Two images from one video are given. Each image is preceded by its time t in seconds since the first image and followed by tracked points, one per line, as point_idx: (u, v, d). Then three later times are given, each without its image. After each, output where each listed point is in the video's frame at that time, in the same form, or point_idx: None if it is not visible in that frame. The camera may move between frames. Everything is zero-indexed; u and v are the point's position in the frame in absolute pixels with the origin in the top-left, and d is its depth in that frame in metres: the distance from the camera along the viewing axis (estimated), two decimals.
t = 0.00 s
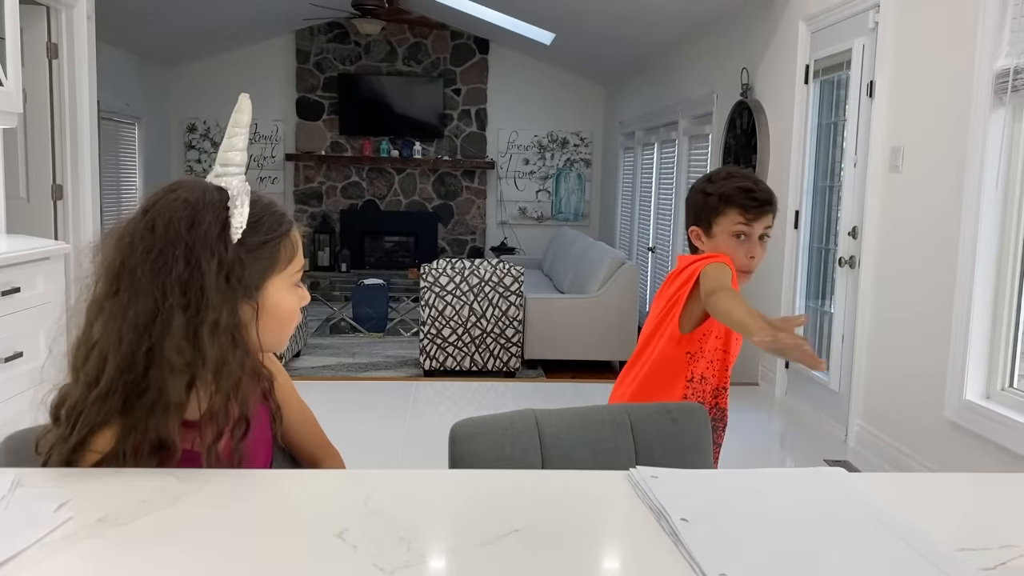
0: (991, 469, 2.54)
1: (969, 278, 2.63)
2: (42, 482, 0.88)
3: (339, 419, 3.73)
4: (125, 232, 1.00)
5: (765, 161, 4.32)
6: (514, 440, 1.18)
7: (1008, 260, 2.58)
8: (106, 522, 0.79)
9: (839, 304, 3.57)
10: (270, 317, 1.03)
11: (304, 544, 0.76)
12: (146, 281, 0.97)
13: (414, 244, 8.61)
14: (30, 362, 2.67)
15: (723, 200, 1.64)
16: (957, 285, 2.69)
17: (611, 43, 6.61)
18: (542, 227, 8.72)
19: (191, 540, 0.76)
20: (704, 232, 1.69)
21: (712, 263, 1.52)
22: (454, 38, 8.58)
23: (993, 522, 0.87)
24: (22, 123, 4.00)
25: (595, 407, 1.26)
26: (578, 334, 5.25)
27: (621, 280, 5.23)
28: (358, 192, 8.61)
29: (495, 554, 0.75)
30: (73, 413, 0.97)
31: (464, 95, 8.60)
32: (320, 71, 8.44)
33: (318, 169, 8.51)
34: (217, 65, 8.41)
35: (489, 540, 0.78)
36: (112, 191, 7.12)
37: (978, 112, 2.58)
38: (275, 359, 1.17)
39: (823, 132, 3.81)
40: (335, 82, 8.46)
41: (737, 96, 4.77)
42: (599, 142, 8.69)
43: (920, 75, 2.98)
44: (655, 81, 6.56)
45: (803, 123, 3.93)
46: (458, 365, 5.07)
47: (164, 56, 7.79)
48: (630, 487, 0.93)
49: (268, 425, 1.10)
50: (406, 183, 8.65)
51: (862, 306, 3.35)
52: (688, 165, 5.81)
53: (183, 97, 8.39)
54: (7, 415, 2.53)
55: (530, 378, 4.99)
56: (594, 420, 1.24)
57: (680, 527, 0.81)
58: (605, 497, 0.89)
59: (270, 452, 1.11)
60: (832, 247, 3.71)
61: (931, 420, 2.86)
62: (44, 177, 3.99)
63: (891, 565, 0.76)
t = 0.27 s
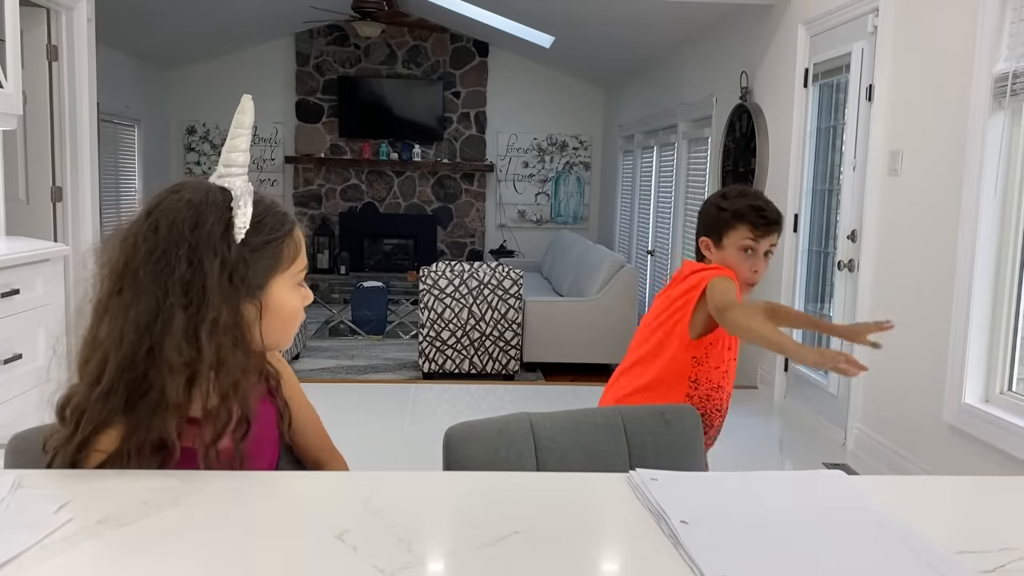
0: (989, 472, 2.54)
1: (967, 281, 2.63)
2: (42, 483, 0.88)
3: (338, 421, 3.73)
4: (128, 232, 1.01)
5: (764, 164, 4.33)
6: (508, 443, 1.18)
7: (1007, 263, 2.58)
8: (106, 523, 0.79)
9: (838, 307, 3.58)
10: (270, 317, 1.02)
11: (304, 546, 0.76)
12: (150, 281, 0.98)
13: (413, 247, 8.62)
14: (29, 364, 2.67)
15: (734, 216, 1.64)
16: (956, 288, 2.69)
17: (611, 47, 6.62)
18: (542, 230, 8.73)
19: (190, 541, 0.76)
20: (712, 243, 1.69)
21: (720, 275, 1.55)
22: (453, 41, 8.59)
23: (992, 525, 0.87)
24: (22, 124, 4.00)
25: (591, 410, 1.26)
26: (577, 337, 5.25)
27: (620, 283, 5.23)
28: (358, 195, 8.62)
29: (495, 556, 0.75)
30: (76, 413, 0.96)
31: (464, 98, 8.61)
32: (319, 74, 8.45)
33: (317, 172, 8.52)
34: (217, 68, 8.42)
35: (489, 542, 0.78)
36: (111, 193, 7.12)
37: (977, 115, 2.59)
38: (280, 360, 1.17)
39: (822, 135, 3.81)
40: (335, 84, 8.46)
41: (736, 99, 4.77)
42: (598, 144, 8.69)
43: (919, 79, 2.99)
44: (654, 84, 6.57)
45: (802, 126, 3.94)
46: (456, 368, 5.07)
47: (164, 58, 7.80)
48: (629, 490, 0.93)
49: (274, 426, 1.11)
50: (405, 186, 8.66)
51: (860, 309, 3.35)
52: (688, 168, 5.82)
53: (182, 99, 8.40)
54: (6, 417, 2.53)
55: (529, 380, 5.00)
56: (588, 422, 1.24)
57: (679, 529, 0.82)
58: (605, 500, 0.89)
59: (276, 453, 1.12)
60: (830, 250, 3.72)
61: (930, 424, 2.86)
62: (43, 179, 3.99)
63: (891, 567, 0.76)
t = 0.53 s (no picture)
0: (989, 474, 2.54)
1: (967, 283, 2.63)
2: (42, 484, 0.88)
3: (338, 422, 3.73)
4: (131, 232, 1.00)
5: (764, 166, 4.33)
6: (508, 445, 1.18)
7: (1008, 265, 2.58)
8: (106, 523, 0.79)
9: (838, 309, 3.57)
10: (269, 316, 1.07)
11: (303, 547, 0.76)
12: (155, 283, 0.97)
13: (413, 248, 8.63)
14: (29, 365, 2.67)
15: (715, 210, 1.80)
16: (956, 289, 2.69)
17: (611, 48, 6.62)
18: (541, 231, 8.72)
19: (188, 542, 0.76)
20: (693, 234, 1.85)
21: (697, 265, 1.69)
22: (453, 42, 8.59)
23: (993, 527, 0.87)
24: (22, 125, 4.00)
25: (591, 411, 1.26)
26: (576, 339, 5.25)
27: (619, 284, 5.23)
28: (357, 196, 8.63)
29: (494, 558, 0.75)
30: (78, 415, 0.96)
31: (464, 99, 8.61)
32: (319, 75, 8.45)
33: (317, 174, 8.52)
34: (217, 69, 8.42)
35: (489, 543, 0.78)
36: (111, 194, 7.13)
37: (978, 117, 2.58)
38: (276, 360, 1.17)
39: (822, 137, 3.81)
40: (335, 86, 8.46)
41: (737, 101, 4.77)
42: (598, 146, 8.69)
43: (919, 81, 2.99)
44: (654, 86, 6.57)
45: (802, 128, 3.94)
46: (456, 369, 5.07)
47: (164, 60, 7.80)
48: (629, 491, 0.93)
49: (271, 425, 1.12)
50: (405, 188, 8.66)
51: (859, 312, 3.35)
52: (688, 170, 5.82)
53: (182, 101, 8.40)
54: (6, 417, 2.53)
55: (529, 382, 5.00)
56: (588, 424, 1.24)
57: (679, 530, 0.81)
58: (605, 501, 0.89)
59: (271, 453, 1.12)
60: (830, 252, 3.72)
61: (930, 426, 2.85)
62: (43, 180, 3.99)
63: (891, 569, 0.76)
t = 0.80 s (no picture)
0: (989, 475, 2.54)
1: (968, 284, 2.63)
2: (42, 484, 0.88)
3: (338, 423, 3.73)
4: (134, 235, 0.99)
5: (764, 167, 4.33)
6: (508, 445, 1.18)
7: (1008, 266, 2.58)
8: (106, 523, 0.79)
9: (838, 311, 3.57)
10: (270, 320, 1.09)
11: (303, 547, 0.76)
12: (160, 288, 0.97)
13: (413, 249, 8.64)
14: (29, 365, 2.67)
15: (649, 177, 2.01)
16: (956, 290, 2.69)
17: (611, 49, 6.62)
18: (542, 232, 8.73)
19: (188, 542, 0.76)
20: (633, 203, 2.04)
21: (636, 232, 1.94)
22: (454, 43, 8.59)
23: (990, 526, 0.87)
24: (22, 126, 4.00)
25: (590, 412, 1.26)
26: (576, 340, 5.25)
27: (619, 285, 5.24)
28: (358, 197, 8.63)
29: (495, 558, 0.75)
30: (76, 417, 0.96)
31: (464, 100, 8.61)
32: (320, 76, 8.45)
33: (317, 175, 8.52)
34: (217, 70, 8.42)
35: (489, 544, 0.78)
36: (112, 195, 7.13)
37: (978, 118, 2.58)
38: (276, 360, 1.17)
39: (822, 138, 3.81)
40: (335, 87, 8.47)
41: (737, 102, 4.77)
42: (599, 147, 8.69)
43: (919, 83, 2.99)
44: (654, 87, 6.57)
45: (802, 129, 3.94)
46: (456, 370, 5.07)
47: (164, 60, 7.80)
48: (629, 492, 0.93)
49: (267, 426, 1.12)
50: (405, 189, 8.67)
51: (859, 313, 3.35)
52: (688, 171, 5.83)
53: (183, 102, 8.40)
54: (6, 418, 2.53)
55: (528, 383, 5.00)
56: (588, 425, 1.24)
57: (679, 531, 0.81)
58: (605, 502, 0.89)
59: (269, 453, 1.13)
60: (830, 253, 3.72)
61: (931, 427, 2.85)
62: (44, 181, 3.99)
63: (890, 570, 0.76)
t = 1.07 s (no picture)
0: (988, 475, 2.54)
1: (967, 285, 2.64)
2: (45, 485, 0.88)
3: (338, 424, 3.74)
4: (141, 236, 1.00)
5: (764, 168, 4.33)
6: (508, 447, 1.18)
7: (1008, 267, 2.58)
8: (107, 524, 0.79)
9: (838, 312, 3.57)
10: (275, 320, 1.09)
11: (305, 549, 0.76)
12: (167, 288, 0.98)
13: (414, 250, 8.65)
14: (30, 366, 2.67)
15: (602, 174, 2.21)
16: (956, 291, 2.69)
17: (611, 50, 6.62)
18: (542, 233, 8.73)
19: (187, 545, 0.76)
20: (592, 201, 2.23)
21: (584, 236, 2.14)
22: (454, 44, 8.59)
23: (989, 526, 0.88)
24: (22, 127, 4.00)
25: (590, 413, 1.27)
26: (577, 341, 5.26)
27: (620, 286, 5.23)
28: (358, 198, 8.63)
29: (494, 560, 0.75)
30: (82, 417, 0.96)
31: (464, 101, 8.62)
32: (320, 77, 8.46)
33: (317, 175, 8.52)
34: (217, 70, 8.42)
35: (489, 545, 0.78)
36: (112, 196, 7.13)
37: (978, 119, 2.58)
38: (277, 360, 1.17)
39: (822, 139, 3.81)
40: (335, 88, 8.47)
41: (737, 103, 4.78)
42: (598, 148, 8.69)
43: (919, 83, 2.99)
44: (654, 88, 6.57)
45: (802, 131, 3.94)
46: (456, 371, 5.08)
47: (165, 61, 7.80)
48: (629, 493, 0.93)
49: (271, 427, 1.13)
50: (405, 189, 8.67)
51: (859, 315, 3.35)
52: (688, 172, 5.83)
53: (183, 102, 8.41)
54: (6, 419, 2.53)
55: (528, 383, 5.00)
56: (587, 426, 1.24)
57: (679, 532, 0.82)
58: (604, 503, 0.90)
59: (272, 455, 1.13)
60: (830, 253, 3.72)
61: (931, 427, 2.85)
62: (44, 182, 4.00)
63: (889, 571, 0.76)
